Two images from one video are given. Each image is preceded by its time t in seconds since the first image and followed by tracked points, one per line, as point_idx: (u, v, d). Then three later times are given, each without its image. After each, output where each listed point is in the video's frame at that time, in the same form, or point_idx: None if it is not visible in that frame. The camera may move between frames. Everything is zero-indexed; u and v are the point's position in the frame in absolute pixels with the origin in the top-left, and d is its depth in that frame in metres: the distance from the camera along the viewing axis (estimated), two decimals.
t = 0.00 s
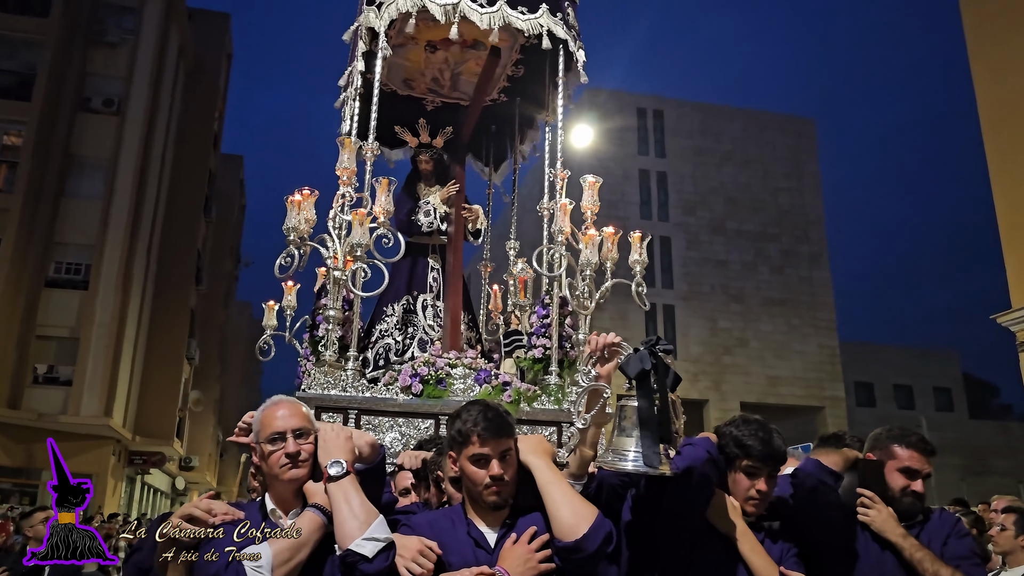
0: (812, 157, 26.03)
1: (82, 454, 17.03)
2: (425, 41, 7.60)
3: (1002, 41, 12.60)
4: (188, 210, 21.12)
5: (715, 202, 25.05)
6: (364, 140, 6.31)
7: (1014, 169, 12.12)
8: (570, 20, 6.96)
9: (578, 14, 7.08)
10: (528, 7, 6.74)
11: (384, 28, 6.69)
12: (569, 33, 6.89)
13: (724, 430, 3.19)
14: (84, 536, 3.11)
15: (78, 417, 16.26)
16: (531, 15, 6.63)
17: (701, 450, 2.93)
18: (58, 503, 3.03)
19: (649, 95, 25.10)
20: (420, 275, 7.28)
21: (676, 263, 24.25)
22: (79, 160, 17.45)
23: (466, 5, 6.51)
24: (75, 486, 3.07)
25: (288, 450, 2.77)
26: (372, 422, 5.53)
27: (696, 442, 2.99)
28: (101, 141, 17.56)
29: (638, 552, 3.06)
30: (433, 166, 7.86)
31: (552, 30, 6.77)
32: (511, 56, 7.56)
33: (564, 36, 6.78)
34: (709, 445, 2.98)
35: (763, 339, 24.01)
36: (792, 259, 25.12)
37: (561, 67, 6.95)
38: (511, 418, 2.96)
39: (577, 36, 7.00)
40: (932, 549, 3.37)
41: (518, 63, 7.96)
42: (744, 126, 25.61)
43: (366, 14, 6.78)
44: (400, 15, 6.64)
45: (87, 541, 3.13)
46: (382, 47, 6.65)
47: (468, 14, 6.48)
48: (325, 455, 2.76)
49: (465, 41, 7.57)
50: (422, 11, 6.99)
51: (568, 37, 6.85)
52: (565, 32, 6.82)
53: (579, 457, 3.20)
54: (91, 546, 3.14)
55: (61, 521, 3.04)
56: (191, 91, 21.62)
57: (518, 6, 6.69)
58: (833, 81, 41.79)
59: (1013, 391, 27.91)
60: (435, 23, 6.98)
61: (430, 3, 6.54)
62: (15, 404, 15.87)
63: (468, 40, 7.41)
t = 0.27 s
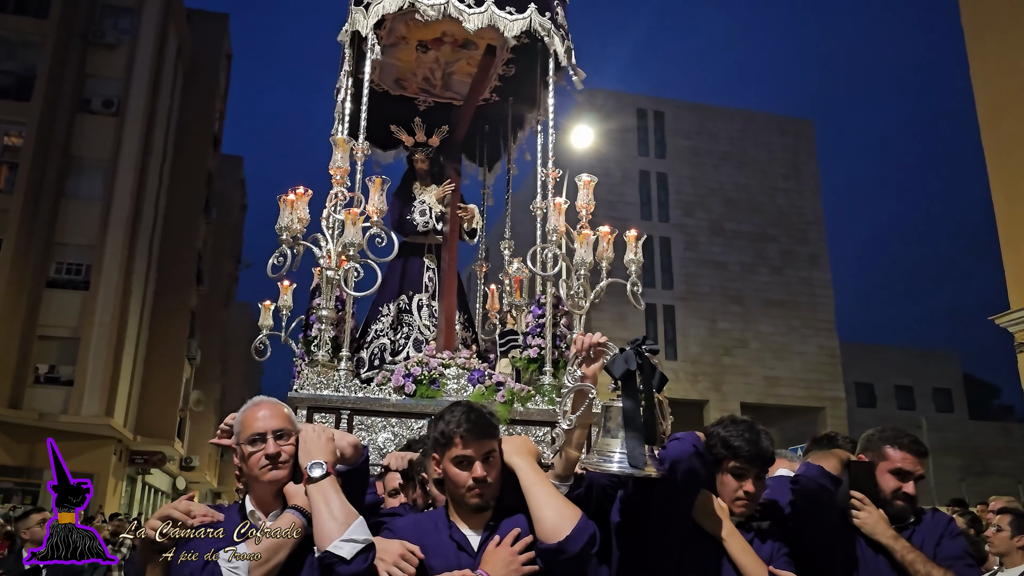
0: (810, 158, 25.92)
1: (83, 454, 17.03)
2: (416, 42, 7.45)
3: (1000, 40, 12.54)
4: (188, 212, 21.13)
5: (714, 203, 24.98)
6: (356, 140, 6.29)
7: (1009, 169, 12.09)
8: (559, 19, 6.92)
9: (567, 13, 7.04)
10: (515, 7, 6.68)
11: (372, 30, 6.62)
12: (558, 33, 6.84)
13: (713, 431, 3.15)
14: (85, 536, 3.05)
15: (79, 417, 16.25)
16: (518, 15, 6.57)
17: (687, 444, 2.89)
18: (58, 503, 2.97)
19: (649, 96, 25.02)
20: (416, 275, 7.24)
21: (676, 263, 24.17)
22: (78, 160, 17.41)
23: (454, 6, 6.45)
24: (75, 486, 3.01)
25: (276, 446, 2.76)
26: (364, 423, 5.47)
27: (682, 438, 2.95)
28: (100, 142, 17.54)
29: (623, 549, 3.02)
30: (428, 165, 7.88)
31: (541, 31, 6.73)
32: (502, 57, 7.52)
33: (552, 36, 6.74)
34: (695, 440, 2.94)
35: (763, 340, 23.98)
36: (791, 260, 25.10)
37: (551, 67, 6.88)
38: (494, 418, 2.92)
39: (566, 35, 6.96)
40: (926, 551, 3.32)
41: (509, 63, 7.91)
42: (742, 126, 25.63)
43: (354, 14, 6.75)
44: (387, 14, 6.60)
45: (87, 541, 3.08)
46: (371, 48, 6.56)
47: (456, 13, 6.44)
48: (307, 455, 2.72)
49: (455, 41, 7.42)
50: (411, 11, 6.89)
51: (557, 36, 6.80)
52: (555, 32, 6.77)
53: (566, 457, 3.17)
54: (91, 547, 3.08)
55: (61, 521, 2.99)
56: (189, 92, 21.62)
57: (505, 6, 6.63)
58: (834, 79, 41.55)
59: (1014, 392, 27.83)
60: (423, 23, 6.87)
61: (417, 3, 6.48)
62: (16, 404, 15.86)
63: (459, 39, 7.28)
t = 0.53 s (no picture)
0: (811, 159, 25.90)
1: (85, 455, 17.03)
2: (411, 40, 7.48)
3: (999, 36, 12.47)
4: (190, 212, 21.15)
5: (715, 203, 24.95)
6: (351, 138, 6.28)
7: (1010, 166, 12.05)
8: (554, 15, 6.91)
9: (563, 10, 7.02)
10: (511, 4, 6.68)
11: (366, 27, 6.65)
12: (553, 30, 6.84)
13: (707, 429, 3.13)
14: (85, 536, 3.02)
15: (82, 417, 16.30)
16: (513, 12, 6.57)
17: (681, 441, 2.87)
18: (58, 503, 2.98)
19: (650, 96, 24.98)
20: (412, 274, 7.21)
21: (678, 264, 24.10)
22: (80, 161, 17.42)
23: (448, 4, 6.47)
24: (75, 486, 3.03)
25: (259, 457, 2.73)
26: (360, 421, 5.44)
27: (676, 435, 2.92)
28: (102, 142, 17.56)
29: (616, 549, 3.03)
30: (424, 163, 7.86)
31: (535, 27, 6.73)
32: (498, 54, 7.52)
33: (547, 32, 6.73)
34: (690, 436, 2.91)
35: (765, 340, 23.91)
36: (792, 260, 25.05)
37: (544, 62, 6.91)
38: (488, 416, 2.90)
39: (561, 33, 6.96)
40: (923, 550, 3.29)
41: (505, 61, 7.90)
42: (742, 125, 25.60)
43: (348, 13, 6.78)
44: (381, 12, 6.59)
45: (87, 541, 3.04)
46: (365, 46, 6.62)
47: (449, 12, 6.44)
48: (298, 454, 2.70)
49: (450, 39, 7.41)
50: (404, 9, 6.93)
51: (552, 34, 6.80)
52: (549, 28, 6.77)
53: (560, 456, 3.15)
54: (92, 546, 3.05)
55: (62, 521, 2.97)
56: (191, 91, 21.64)
57: (500, 3, 6.62)
58: (835, 79, 41.52)
59: (1017, 392, 27.76)
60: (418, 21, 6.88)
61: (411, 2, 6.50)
62: (20, 403, 15.87)
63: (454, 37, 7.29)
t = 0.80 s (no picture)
0: (812, 161, 25.97)
1: (89, 456, 17.05)
2: (407, 36, 7.49)
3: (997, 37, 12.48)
4: (193, 212, 21.19)
5: (717, 205, 24.95)
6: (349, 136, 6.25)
7: (1011, 169, 12.08)
8: (551, 12, 6.92)
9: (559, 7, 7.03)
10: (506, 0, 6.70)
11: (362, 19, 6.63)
12: (549, 26, 6.84)
13: (711, 428, 3.13)
14: (85, 536, 2.90)
15: (87, 417, 16.37)
16: (509, 8, 6.59)
17: (686, 441, 2.88)
18: (58, 503, 2.90)
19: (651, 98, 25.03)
20: (411, 273, 7.23)
21: (681, 265, 24.10)
22: (84, 162, 17.52)
23: None
24: (76, 486, 2.94)
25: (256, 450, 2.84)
26: (361, 421, 5.44)
27: (681, 434, 2.94)
28: (106, 143, 17.68)
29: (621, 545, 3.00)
30: (423, 163, 7.86)
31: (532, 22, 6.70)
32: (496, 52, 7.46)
33: (543, 28, 6.72)
34: (695, 436, 2.93)
35: (769, 341, 23.91)
36: (795, 262, 25.11)
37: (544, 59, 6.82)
38: (494, 415, 2.91)
39: (558, 30, 6.96)
40: (924, 548, 3.29)
41: (502, 57, 7.91)
42: (745, 128, 25.48)
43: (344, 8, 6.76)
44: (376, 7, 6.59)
45: (88, 542, 2.92)
46: (359, 39, 6.60)
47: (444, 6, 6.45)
48: (306, 453, 2.73)
49: (446, 35, 7.32)
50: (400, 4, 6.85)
51: (548, 30, 6.79)
52: (545, 25, 6.76)
53: (565, 454, 3.19)
54: (92, 547, 2.92)
55: (61, 521, 2.86)
56: (194, 92, 21.67)
57: None
58: (835, 79, 41.21)
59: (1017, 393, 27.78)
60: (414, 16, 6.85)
61: None
62: (24, 405, 15.88)
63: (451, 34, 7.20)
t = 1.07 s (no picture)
0: (814, 163, 26.05)
1: (94, 456, 17.08)
2: (408, 37, 7.50)
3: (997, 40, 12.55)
4: (197, 213, 21.23)
5: (721, 208, 24.99)
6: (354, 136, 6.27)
7: (1012, 173, 12.12)
8: (551, 12, 6.93)
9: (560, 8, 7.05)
10: None
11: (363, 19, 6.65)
12: (549, 27, 6.85)
13: (723, 428, 3.17)
14: (85, 536, 2.98)
15: (91, 418, 16.39)
16: (509, 7, 6.60)
17: (700, 442, 2.91)
18: (58, 503, 2.95)
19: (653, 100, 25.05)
20: (415, 273, 7.26)
21: (682, 266, 24.15)
22: (88, 163, 17.53)
23: None
24: (75, 487, 3.00)
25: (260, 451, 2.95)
26: (368, 420, 5.47)
27: (695, 435, 2.97)
28: (110, 144, 17.68)
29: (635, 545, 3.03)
30: (428, 164, 7.86)
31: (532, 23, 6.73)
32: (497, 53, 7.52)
33: (543, 29, 6.73)
34: (708, 437, 2.96)
35: (772, 342, 24.00)
36: (798, 264, 25.19)
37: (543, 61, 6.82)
38: (509, 416, 2.95)
39: (558, 30, 6.98)
40: (932, 546, 3.34)
41: (502, 57, 7.92)
42: (748, 131, 25.46)
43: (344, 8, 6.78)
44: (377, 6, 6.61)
45: (87, 541, 3.00)
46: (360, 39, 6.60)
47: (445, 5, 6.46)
48: (325, 453, 2.76)
49: (447, 36, 7.42)
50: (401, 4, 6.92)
51: (548, 30, 6.81)
52: (545, 26, 6.78)
53: (579, 455, 3.24)
54: (91, 547, 3.00)
55: (62, 521, 2.93)
56: (197, 93, 21.71)
57: None
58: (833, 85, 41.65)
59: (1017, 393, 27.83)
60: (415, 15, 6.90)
61: None
62: (28, 406, 15.92)
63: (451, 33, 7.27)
